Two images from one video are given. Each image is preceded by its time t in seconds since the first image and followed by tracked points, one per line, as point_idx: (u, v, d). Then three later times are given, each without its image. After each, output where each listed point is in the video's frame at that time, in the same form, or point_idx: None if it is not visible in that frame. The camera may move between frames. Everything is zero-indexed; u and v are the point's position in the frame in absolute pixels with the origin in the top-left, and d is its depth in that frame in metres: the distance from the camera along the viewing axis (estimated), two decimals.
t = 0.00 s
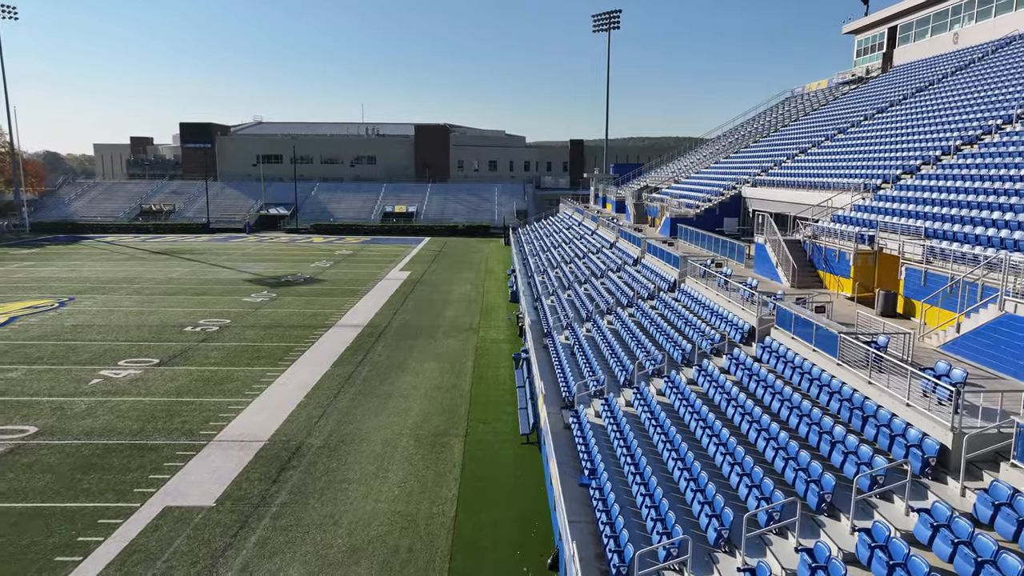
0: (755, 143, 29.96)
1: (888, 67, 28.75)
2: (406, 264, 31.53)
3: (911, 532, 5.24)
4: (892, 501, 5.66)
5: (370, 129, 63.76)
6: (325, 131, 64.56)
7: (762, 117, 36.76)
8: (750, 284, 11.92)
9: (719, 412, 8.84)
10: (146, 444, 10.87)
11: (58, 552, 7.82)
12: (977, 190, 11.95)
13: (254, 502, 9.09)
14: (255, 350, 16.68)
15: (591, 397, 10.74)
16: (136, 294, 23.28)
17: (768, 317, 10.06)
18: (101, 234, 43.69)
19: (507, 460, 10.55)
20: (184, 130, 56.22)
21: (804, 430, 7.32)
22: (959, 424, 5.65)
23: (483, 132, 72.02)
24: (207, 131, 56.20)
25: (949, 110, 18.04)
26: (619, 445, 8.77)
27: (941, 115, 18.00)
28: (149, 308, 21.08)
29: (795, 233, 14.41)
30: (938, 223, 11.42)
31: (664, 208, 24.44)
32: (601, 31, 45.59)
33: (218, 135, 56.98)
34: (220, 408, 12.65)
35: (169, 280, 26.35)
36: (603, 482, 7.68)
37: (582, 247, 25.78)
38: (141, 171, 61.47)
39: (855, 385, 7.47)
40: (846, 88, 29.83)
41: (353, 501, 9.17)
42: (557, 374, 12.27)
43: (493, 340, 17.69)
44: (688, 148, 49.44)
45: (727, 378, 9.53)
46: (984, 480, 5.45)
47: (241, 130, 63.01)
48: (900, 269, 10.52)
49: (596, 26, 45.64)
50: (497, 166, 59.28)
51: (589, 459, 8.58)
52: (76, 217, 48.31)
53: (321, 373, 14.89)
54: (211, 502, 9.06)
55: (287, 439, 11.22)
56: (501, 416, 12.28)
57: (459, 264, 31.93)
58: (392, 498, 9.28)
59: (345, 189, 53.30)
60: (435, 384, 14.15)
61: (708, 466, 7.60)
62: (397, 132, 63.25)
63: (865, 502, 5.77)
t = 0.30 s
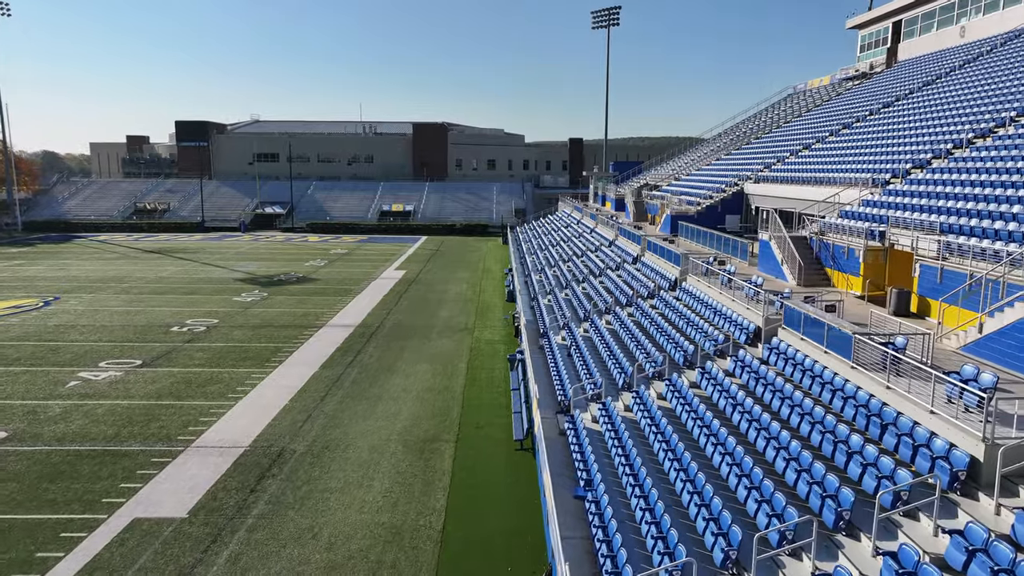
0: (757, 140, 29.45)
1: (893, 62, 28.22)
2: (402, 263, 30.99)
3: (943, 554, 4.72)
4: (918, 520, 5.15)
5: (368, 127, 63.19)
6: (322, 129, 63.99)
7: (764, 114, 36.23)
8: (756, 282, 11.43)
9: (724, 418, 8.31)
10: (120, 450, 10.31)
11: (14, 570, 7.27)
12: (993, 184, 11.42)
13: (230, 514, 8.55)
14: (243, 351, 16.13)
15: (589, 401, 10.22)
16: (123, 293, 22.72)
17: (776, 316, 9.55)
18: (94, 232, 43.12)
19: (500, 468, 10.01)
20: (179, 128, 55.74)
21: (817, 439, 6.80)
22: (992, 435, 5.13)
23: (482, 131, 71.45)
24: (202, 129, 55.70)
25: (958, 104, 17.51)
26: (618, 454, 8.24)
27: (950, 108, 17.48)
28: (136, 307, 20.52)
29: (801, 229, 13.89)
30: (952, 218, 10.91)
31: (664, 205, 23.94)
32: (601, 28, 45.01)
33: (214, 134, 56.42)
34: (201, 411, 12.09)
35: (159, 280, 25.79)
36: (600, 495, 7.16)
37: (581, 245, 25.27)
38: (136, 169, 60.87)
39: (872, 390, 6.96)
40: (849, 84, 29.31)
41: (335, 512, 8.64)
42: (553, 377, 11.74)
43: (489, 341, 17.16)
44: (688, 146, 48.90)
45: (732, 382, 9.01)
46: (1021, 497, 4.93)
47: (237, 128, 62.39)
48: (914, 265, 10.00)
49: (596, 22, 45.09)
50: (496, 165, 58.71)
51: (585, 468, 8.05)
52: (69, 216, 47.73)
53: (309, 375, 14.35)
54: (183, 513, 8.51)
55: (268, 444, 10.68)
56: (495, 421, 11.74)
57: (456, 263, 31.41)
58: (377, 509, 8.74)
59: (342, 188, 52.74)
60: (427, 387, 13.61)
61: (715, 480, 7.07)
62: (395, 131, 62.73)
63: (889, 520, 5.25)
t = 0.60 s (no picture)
0: (759, 136, 28.91)
1: (898, 57, 27.67)
2: (398, 262, 30.46)
3: None
4: (952, 542, 4.63)
5: (366, 126, 62.63)
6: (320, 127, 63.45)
7: (766, 111, 35.68)
8: (762, 280, 10.92)
9: (732, 426, 7.79)
10: (90, 457, 9.76)
11: None
12: (1010, 176, 10.89)
13: (202, 526, 8.02)
14: (229, 351, 15.59)
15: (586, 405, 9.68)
16: (110, 292, 22.19)
17: (786, 316, 9.04)
18: (87, 231, 42.62)
19: (492, 475, 9.47)
20: (175, 126, 55.22)
21: (834, 449, 6.30)
22: None
23: (481, 129, 70.88)
24: (198, 127, 55.20)
25: (969, 96, 16.97)
26: (617, 463, 7.70)
27: (960, 101, 16.93)
28: (122, 307, 19.98)
29: (808, 225, 13.36)
30: (969, 212, 10.35)
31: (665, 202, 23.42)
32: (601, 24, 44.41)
33: (210, 131, 55.90)
34: (180, 415, 11.54)
35: (148, 278, 25.25)
36: (597, 510, 6.64)
37: (580, 243, 24.73)
38: (131, 168, 60.35)
39: (894, 397, 6.44)
40: (854, 79, 28.76)
41: (314, 525, 8.09)
42: (549, 379, 11.21)
43: (484, 341, 16.62)
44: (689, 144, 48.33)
45: (739, 385, 8.48)
46: None
47: (234, 126, 61.86)
48: (930, 261, 9.47)
49: (596, 18, 44.48)
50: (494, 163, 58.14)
51: (582, 478, 7.51)
52: (63, 215, 47.22)
53: (296, 376, 13.82)
54: (152, 526, 7.97)
55: (248, 451, 10.14)
56: (488, 425, 11.20)
57: (453, 262, 30.86)
58: (359, 521, 8.18)
59: (339, 186, 52.20)
60: (419, 389, 13.07)
61: (723, 495, 6.57)
62: (392, 129, 62.17)
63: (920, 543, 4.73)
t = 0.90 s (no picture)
0: (761, 132, 28.36)
1: (904, 52, 27.11)
2: (393, 262, 29.91)
3: None
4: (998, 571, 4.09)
5: (363, 124, 62.09)
6: (317, 126, 62.95)
7: (768, 108, 35.13)
8: (770, 278, 10.39)
9: (742, 436, 7.23)
10: (58, 466, 9.20)
11: None
12: None
13: (171, 542, 7.47)
14: (214, 353, 15.03)
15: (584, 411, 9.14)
16: (96, 292, 21.63)
17: (798, 315, 8.49)
18: (80, 230, 42.07)
19: (484, 484, 8.93)
20: (170, 124, 54.71)
21: (856, 463, 5.75)
22: None
23: (480, 128, 70.30)
24: (194, 125, 54.69)
25: (980, 89, 16.41)
26: (616, 474, 7.14)
27: (971, 94, 16.37)
28: (109, 306, 19.47)
29: (816, 221, 12.81)
30: (988, 206, 9.81)
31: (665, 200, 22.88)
32: (601, 20, 43.83)
33: (206, 130, 55.38)
34: (157, 420, 10.97)
35: (137, 277, 24.69)
36: (595, 527, 6.08)
37: (579, 241, 24.19)
38: (127, 167, 59.87)
39: (921, 405, 5.88)
40: (858, 74, 28.20)
41: (291, 540, 7.53)
42: (545, 382, 10.67)
43: (479, 342, 16.07)
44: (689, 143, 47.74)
45: (747, 390, 7.94)
46: None
47: (230, 124, 61.35)
48: (950, 258, 8.91)
49: (596, 15, 43.92)
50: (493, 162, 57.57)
51: (579, 491, 6.95)
52: (56, 214, 46.71)
53: (283, 378, 13.27)
54: (117, 541, 7.42)
55: (226, 459, 9.57)
56: (482, 431, 10.65)
57: (449, 261, 30.29)
58: (339, 536, 7.62)
59: (336, 185, 51.65)
60: (411, 392, 12.53)
61: (734, 515, 6.00)
62: (390, 127, 61.61)
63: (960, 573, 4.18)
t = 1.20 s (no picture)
0: (764, 129, 27.82)
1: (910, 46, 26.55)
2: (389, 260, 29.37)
3: None
4: None
5: (361, 122, 61.54)
6: (315, 124, 62.44)
7: (771, 104, 34.57)
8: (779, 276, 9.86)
9: (753, 447, 6.65)
10: (21, 476, 8.63)
11: None
12: None
13: (135, 560, 6.91)
14: (198, 354, 14.47)
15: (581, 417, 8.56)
16: (82, 291, 21.08)
17: (811, 314, 7.96)
18: (72, 228, 41.53)
19: (476, 495, 8.38)
20: (166, 121, 54.30)
21: (883, 480, 5.22)
22: None
23: (480, 127, 69.70)
24: (189, 124, 54.32)
25: (993, 81, 15.86)
26: (617, 488, 6.57)
27: (984, 86, 15.82)
28: (93, 306, 18.93)
29: (825, 217, 12.27)
30: (1010, 200, 9.27)
31: (667, 197, 22.34)
32: (600, 16, 43.25)
33: (201, 128, 54.92)
34: (133, 426, 10.41)
35: (126, 276, 24.14)
36: (593, 549, 5.52)
37: (578, 239, 23.66)
38: (121, 165, 59.32)
39: (953, 415, 5.41)
40: (863, 69, 27.65)
41: (264, 557, 6.98)
42: (541, 385, 10.11)
43: (475, 343, 15.52)
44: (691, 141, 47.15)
45: (758, 395, 7.39)
46: None
47: (227, 122, 60.84)
48: (972, 255, 8.37)
49: (596, 11, 43.34)
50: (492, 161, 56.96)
51: (576, 507, 6.37)
52: (48, 212, 46.17)
53: (268, 381, 12.72)
54: (76, 560, 6.86)
55: (202, 468, 9.00)
56: (475, 437, 10.09)
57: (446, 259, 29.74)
58: (316, 554, 7.05)
59: (333, 183, 51.08)
60: (401, 395, 11.97)
61: (747, 538, 5.38)
62: (388, 125, 61.06)
63: None
